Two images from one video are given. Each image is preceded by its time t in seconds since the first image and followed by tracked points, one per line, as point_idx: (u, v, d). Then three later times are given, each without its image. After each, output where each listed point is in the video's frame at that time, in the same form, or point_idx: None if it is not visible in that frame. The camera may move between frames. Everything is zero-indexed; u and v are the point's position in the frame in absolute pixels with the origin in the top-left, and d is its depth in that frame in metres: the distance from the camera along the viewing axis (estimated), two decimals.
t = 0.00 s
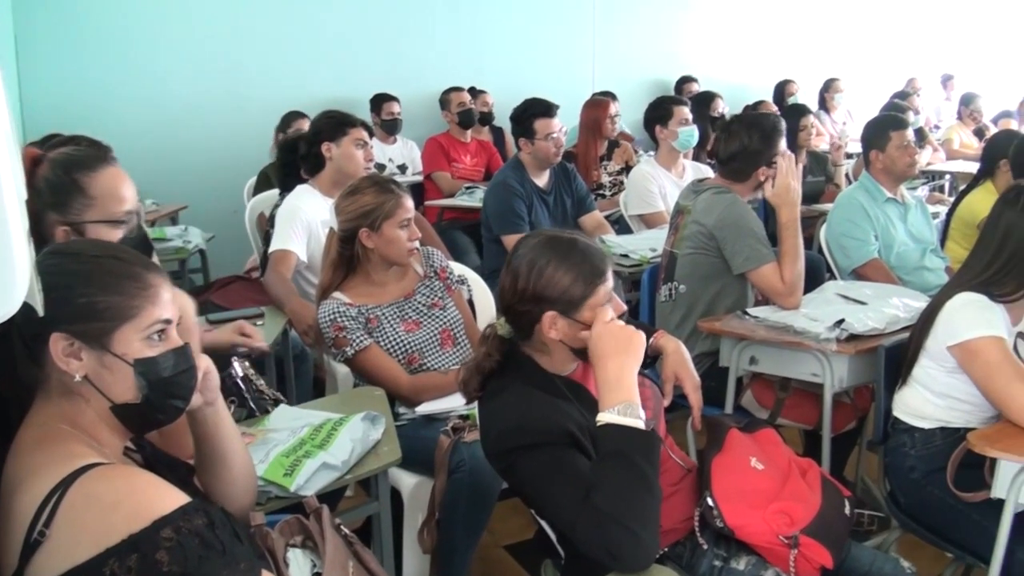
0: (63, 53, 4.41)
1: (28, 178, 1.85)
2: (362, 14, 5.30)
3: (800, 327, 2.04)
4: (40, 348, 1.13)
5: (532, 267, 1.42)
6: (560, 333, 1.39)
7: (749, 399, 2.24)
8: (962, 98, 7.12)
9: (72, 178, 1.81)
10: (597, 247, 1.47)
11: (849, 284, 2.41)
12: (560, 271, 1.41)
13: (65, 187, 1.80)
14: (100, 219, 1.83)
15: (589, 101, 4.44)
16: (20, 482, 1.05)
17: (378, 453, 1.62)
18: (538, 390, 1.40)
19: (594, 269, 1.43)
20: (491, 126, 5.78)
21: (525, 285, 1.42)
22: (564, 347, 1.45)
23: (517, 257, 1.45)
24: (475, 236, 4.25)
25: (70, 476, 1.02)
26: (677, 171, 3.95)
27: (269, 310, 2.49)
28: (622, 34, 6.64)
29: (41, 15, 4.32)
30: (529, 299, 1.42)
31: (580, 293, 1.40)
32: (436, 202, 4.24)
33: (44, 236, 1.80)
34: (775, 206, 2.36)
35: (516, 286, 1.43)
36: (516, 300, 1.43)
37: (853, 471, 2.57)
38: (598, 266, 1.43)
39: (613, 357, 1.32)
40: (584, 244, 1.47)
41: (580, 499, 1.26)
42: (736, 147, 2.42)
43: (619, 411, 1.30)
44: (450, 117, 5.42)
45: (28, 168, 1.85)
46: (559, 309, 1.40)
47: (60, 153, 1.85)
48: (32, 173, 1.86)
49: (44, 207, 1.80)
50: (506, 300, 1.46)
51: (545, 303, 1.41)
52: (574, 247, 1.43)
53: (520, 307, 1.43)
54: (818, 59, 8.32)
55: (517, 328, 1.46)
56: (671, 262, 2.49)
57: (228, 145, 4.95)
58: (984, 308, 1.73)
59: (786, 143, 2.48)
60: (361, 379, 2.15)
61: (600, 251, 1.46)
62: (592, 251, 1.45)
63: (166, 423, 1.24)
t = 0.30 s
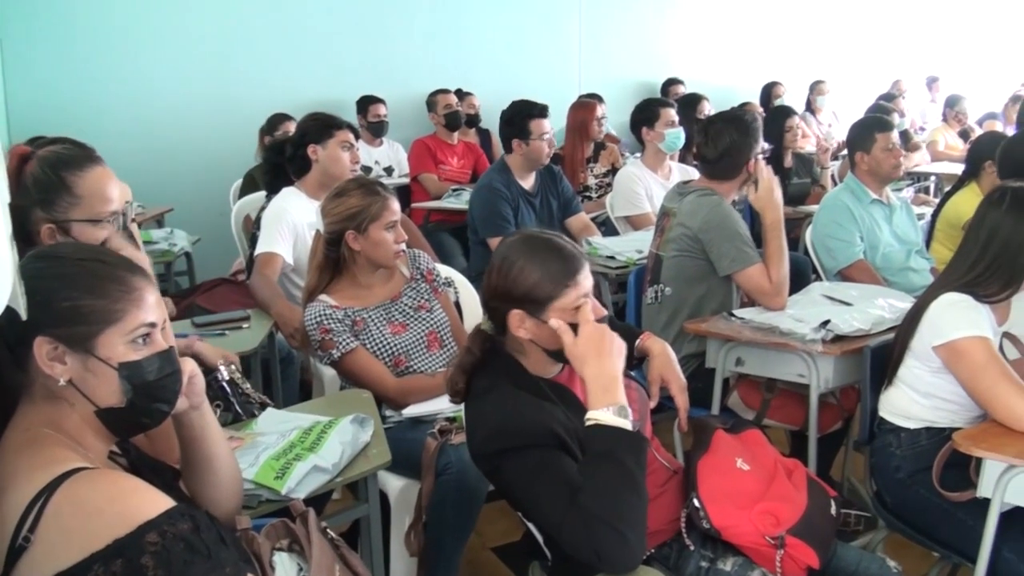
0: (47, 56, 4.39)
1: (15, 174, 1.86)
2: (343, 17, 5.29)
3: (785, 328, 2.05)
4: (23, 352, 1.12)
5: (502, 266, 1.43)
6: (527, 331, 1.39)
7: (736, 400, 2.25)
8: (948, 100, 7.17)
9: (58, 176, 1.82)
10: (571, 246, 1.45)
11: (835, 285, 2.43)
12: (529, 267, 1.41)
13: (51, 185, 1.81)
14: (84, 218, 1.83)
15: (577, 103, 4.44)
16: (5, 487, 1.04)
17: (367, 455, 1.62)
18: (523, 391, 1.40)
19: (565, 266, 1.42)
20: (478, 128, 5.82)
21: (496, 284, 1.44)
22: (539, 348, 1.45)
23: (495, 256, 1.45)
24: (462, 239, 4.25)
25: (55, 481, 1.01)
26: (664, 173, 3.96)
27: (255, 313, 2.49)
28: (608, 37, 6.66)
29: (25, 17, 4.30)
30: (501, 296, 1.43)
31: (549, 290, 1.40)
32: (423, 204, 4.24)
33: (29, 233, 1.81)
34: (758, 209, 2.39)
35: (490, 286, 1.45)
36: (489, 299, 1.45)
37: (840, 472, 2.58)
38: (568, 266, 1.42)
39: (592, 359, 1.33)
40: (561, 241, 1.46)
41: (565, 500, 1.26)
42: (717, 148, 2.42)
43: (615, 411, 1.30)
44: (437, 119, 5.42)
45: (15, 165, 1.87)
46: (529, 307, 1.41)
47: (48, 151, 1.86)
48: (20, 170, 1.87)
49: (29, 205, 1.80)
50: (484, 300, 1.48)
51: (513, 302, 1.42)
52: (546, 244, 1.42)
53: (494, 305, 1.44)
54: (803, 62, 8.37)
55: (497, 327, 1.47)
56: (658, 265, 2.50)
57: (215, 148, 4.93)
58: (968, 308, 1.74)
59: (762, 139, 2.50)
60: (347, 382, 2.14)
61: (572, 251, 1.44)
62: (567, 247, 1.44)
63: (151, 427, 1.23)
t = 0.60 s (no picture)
0: (33, 57, 4.36)
1: None
2: (337, 18, 5.29)
3: (771, 329, 2.06)
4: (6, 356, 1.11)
5: (473, 267, 1.46)
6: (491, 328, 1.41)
7: (723, 401, 2.25)
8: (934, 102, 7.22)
9: (29, 180, 1.84)
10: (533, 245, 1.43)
11: (822, 286, 2.44)
12: (493, 266, 1.42)
13: (24, 191, 1.84)
14: (60, 219, 1.87)
15: (563, 106, 4.41)
16: None
17: (355, 458, 1.61)
18: (509, 390, 1.40)
19: (529, 262, 1.41)
20: (465, 129, 5.80)
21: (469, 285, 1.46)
22: (515, 348, 1.45)
23: (472, 255, 1.47)
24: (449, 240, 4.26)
25: (40, 484, 1.01)
26: (650, 174, 3.98)
27: (242, 316, 2.48)
28: (596, 39, 6.67)
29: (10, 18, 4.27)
30: (474, 295, 1.45)
31: (509, 289, 1.40)
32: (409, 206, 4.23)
33: (8, 241, 1.85)
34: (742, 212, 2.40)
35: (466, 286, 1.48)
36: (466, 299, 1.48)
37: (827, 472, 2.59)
38: (525, 265, 1.41)
39: (565, 359, 1.30)
40: (534, 241, 1.46)
41: (548, 502, 1.26)
42: (702, 149, 2.43)
43: (588, 414, 1.27)
44: (426, 120, 5.40)
45: None
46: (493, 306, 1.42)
47: (17, 156, 1.89)
48: None
49: (5, 212, 1.83)
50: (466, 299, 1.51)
51: (481, 302, 1.44)
52: (512, 242, 1.43)
53: (471, 304, 1.46)
54: (788, 64, 8.42)
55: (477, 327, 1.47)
56: (643, 267, 2.50)
57: (203, 149, 4.92)
58: (955, 309, 1.74)
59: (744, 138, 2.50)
60: (334, 385, 2.14)
61: (532, 249, 1.43)
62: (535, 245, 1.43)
63: (137, 430, 1.23)
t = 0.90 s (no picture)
0: (18, 56, 4.31)
1: None
2: (327, 17, 5.27)
3: (759, 330, 2.06)
4: None
5: (453, 271, 1.47)
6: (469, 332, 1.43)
7: (710, 402, 2.26)
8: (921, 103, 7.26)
9: (13, 182, 1.86)
10: (505, 248, 1.45)
11: (808, 287, 2.45)
12: (466, 272, 1.44)
13: (7, 192, 1.85)
14: (44, 221, 1.89)
15: (551, 107, 4.45)
16: None
17: (342, 460, 1.61)
18: (495, 392, 1.39)
19: (501, 267, 1.43)
20: (452, 131, 5.80)
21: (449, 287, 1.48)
22: (492, 350, 1.45)
23: (449, 262, 1.49)
24: (437, 242, 4.25)
25: (26, 486, 1.00)
26: (638, 175, 3.98)
27: (229, 318, 2.47)
28: (584, 40, 6.68)
29: None
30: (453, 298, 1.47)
31: (485, 293, 1.42)
32: (397, 207, 4.23)
33: None
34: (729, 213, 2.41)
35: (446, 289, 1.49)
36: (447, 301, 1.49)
37: (815, 473, 2.61)
38: (501, 269, 1.42)
39: (544, 362, 1.31)
40: (510, 243, 1.47)
41: (535, 505, 1.26)
42: (689, 150, 2.43)
43: (565, 418, 1.27)
44: (422, 118, 5.35)
45: None
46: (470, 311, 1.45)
47: None
48: None
49: None
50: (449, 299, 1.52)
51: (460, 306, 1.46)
52: (485, 246, 1.44)
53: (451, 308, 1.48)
54: (774, 65, 8.44)
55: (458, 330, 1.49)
56: (631, 268, 2.51)
57: (191, 150, 4.88)
58: (941, 309, 1.75)
59: (728, 137, 2.51)
60: (322, 387, 2.13)
61: (504, 250, 1.45)
62: (509, 249, 1.45)
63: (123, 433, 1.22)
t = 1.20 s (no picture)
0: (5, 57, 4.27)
1: None
2: (316, 18, 5.25)
3: (747, 331, 2.07)
4: None
5: (447, 270, 1.46)
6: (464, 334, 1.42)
7: (699, 403, 2.27)
8: (908, 105, 7.30)
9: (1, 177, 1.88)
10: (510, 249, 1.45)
11: (796, 288, 2.46)
12: (462, 271, 1.43)
13: None
14: (31, 217, 1.91)
15: (540, 109, 4.46)
16: None
17: (330, 462, 1.61)
18: (483, 394, 1.39)
19: (498, 265, 1.43)
20: (441, 133, 5.80)
21: (443, 285, 1.47)
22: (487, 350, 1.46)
23: (444, 262, 1.48)
24: (426, 244, 4.25)
25: (12, 487, 1.00)
26: (626, 177, 3.99)
27: (216, 320, 2.46)
28: (572, 41, 6.69)
29: None
30: (447, 298, 1.47)
31: (483, 293, 1.42)
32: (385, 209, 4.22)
33: None
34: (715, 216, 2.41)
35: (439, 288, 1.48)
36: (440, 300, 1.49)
37: (803, 473, 2.62)
38: (501, 268, 1.42)
39: (523, 365, 1.30)
40: (506, 243, 1.47)
41: (522, 507, 1.26)
42: (674, 150, 2.44)
43: (546, 420, 1.28)
44: (412, 120, 5.33)
45: None
46: (466, 311, 1.44)
47: None
48: None
49: None
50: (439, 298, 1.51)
51: (454, 305, 1.46)
52: (483, 246, 1.43)
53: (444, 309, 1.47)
54: (760, 68, 8.48)
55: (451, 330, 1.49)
56: (619, 270, 2.51)
57: (180, 152, 4.85)
58: (928, 311, 1.76)
59: (712, 137, 2.52)
60: (310, 389, 2.13)
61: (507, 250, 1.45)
62: (508, 250, 1.45)
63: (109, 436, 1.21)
